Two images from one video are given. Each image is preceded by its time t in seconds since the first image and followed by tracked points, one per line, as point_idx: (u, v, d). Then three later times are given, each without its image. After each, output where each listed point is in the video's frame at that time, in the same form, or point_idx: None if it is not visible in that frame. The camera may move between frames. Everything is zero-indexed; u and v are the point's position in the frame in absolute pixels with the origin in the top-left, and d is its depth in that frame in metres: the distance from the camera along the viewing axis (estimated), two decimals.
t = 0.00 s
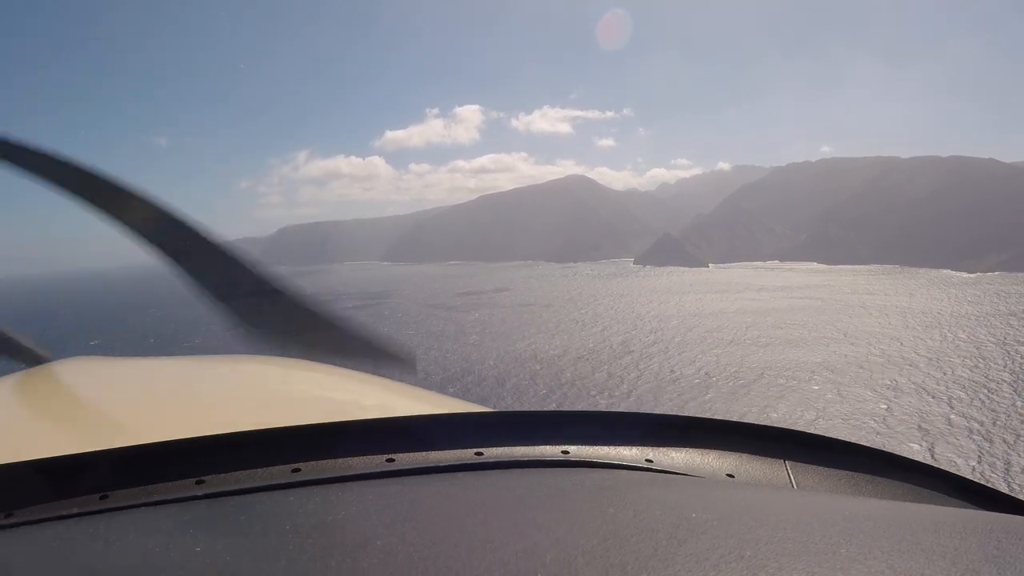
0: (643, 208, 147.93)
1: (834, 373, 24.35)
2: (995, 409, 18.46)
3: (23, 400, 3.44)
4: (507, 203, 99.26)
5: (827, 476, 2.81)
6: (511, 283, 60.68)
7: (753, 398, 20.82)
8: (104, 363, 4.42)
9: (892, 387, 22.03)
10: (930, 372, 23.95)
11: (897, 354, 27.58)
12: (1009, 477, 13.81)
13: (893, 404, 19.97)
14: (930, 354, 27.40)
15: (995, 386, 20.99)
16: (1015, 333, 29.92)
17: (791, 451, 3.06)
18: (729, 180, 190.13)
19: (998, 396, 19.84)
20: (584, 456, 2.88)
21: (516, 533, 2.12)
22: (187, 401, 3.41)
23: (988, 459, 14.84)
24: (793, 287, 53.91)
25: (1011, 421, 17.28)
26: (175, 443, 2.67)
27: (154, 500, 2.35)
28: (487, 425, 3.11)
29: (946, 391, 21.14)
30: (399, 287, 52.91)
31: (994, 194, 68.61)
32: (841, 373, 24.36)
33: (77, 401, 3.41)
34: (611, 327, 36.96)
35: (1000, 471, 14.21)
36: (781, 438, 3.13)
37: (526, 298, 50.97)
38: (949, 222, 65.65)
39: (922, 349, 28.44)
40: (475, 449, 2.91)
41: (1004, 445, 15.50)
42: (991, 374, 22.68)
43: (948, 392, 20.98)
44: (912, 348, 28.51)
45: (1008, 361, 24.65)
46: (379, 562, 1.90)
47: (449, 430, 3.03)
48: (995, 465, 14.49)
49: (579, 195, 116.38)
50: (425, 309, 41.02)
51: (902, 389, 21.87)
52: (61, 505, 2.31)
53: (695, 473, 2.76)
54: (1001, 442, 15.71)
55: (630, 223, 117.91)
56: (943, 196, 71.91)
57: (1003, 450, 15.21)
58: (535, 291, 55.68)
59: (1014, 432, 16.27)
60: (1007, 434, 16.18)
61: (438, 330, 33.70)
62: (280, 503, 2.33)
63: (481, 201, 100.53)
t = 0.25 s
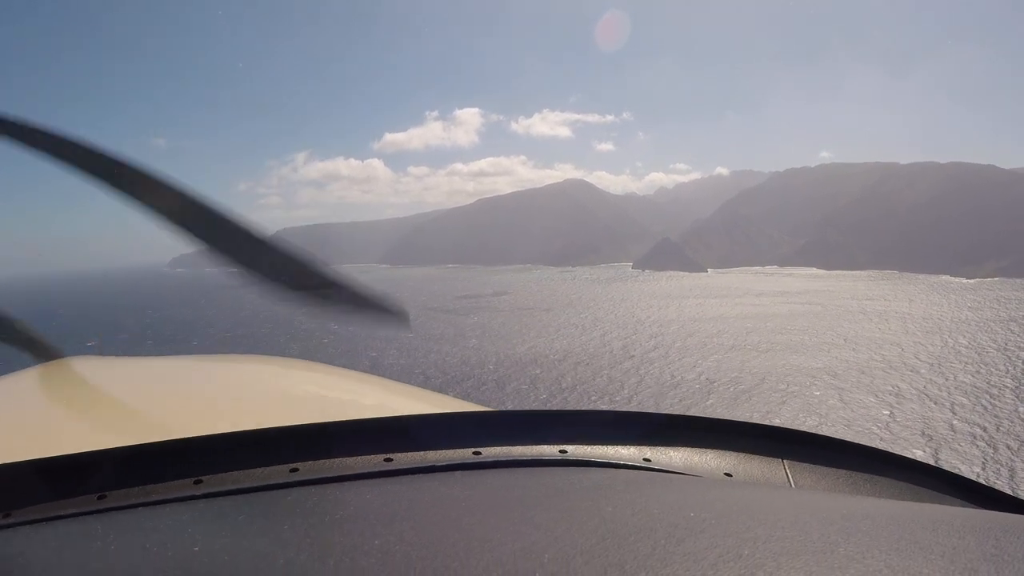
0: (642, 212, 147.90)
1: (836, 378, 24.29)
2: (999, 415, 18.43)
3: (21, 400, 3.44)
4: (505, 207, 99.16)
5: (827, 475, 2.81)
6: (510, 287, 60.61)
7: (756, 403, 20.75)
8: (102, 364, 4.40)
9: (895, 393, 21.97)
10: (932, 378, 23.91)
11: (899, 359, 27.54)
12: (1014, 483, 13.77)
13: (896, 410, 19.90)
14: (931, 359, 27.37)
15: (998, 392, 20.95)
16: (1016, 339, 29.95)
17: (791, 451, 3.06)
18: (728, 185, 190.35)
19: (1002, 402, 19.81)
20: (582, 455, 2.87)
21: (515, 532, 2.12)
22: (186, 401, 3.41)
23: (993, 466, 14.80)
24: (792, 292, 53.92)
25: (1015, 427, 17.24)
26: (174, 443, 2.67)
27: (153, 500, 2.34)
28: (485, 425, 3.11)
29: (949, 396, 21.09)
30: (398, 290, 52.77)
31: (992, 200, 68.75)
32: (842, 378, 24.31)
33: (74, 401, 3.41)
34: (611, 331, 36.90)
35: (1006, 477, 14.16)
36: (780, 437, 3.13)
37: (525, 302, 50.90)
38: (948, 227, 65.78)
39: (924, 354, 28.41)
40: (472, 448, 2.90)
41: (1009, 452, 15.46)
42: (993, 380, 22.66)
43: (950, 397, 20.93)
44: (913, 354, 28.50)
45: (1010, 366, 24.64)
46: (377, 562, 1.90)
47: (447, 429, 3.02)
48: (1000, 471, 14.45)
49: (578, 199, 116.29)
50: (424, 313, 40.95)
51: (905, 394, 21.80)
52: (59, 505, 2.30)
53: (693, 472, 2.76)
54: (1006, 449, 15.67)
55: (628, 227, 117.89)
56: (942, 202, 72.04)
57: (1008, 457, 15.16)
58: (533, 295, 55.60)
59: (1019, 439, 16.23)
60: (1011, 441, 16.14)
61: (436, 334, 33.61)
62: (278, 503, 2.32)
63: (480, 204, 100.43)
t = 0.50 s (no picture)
0: (642, 216, 148.04)
1: (839, 383, 24.22)
2: (1003, 421, 18.38)
3: (19, 399, 3.44)
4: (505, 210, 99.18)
5: (822, 477, 2.82)
6: (509, 291, 60.48)
7: (761, 409, 20.61)
8: (101, 364, 4.41)
9: (899, 399, 21.88)
10: (935, 383, 23.86)
11: (901, 365, 27.47)
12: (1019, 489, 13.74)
13: (901, 416, 19.83)
14: (934, 364, 27.32)
15: (1002, 398, 20.90)
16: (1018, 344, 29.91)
17: (788, 453, 3.06)
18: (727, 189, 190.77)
19: (1007, 408, 19.76)
20: (578, 457, 2.88)
21: (514, 535, 2.11)
22: (185, 402, 3.41)
23: (999, 472, 14.77)
24: (792, 297, 53.91)
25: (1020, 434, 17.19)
26: (171, 444, 2.66)
27: (151, 501, 2.34)
28: (481, 427, 3.12)
29: (952, 401, 21.02)
30: (397, 294, 52.72)
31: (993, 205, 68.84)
32: (845, 383, 24.25)
33: (73, 401, 3.41)
34: (612, 336, 36.86)
35: (1011, 484, 14.10)
36: (776, 438, 3.14)
37: (524, 305, 50.87)
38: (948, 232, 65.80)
39: (926, 359, 28.36)
40: (469, 450, 2.91)
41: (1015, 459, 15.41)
42: (997, 386, 22.61)
43: (955, 403, 20.85)
44: (916, 359, 28.44)
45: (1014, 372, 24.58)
46: (374, 565, 1.89)
47: (444, 431, 3.03)
48: (1006, 478, 14.41)
49: (578, 203, 116.35)
50: (423, 316, 40.88)
51: (909, 400, 21.71)
52: (58, 505, 2.30)
53: (690, 474, 2.76)
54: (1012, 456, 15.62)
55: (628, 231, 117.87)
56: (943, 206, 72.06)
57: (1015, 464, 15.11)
58: (533, 299, 55.56)
59: None
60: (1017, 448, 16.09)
61: (435, 338, 33.55)
62: (275, 505, 2.32)
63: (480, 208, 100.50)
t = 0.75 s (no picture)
0: (642, 219, 148.06)
1: (843, 388, 24.15)
2: (1009, 425, 18.28)
3: (16, 401, 3.42)
4: (505, 213, 99.17)
5: (817, 480, 2.83)
6: (510, 294, 60.41)
7: (767, 413, 20.48)
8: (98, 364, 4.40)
9: (903, 403, 21.80)
10: (938, 387, 23.79)
11: (904, 368, 27.41)
12: None
13: (906, 420, 19.73)
14: (937, 368, 27.28)
15: (1008, 403, 20.78)
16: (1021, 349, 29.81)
17: (784, 456, 3.06)
18: (727, 193, 190.98)
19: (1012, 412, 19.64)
20: (573, 460, 2.88)
21: (507, 537, 2.12)
22: (181, 403, 3.40)
23: (1006, 476, 14.66)
24: (793, 300, 53.86)
25: None
26: (166, 446, 2.65)
27: (145, 502, 2.34)
28: (476, 430, 3.11)
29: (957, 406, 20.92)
30: (397, 297, 52.62)
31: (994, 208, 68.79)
32: (849, 387, 24.17)
33: (69, 403, 3.40)
34: (613, 340, 36.80)
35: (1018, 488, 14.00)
36: (772, 441, 3.15)
37: (525, 309, 50.85)
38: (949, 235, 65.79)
39: (929, 364, 28.28)
40: (464, 452, 2.91)
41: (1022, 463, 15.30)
42: (1001, 390, 22.49)
43: (959, 407, 20.76)
44: (918, 363, 28.36)
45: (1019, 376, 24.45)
46: (367, 567, 1.89)
47: (438, 434, 3.03)
48: (1013, 482, 14.30)
49: (579, 206, 116.37)
50: (423, 319, 40.83)
51: (914, 404, 21.63)
52: (53, 506, 2.30)
53: (685, 477, 2.76)
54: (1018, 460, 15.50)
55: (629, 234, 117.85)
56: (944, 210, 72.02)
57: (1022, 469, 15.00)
58: (534, 302, 55.50)
59: None
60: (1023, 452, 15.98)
61: (436, 341, 33.51)
62: (269, 506, 2.32)
63: (480, 210, 100.44)
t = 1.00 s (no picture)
0: (644, 222, 148.08)
1: (849, 393, 23.95)
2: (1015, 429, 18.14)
3: (14, 401, 3.42)
4: (507, 216, 99.24)
5: (815, 482, 2.83)
6: (511, 296, 60.37)
7: (774, 419, 20.28)
8: (99, 367, 4.40)
9: (909, 407, 21.68)
10: (944, 392, 23.57)
11: (910, 373, 27.22)
12: None
13: (913, 425, 19.50)
14: (943, 373, 27.07)
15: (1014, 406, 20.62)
16: None
17: (782, 459, 3.06)
18: (728, 195, 190.48)
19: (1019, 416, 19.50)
20: (571, 461, 2.88)
21: (504, 540, 2.11)
22: (180, 406, 3.41)
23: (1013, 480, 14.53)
24: (796, 304, 53.81)
25: None
26: (163, 448, 2.65)
27: (142, 505, 2.34)
28: (474, 432, 3.11)
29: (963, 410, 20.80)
30: (399, 299, 52.62)
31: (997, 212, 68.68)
32: (855, 393, 23.99)
33: (67, 404, 3.39)
34: (616, 343, 36.64)
35: None
36: (771, 444, 3.14)
37: (527, 312, 50.84)
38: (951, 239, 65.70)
39: (933, 368, 28.17)
40: (461, 454, 2.91)
41: None
42: (1007, 394, 22.36)
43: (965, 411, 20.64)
44: (923, 368, 28.24)
45: None
46: (362, 569, 1.89)
47: (436, 436, 3.02)
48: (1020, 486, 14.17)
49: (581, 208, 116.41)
50: (425, 321, 40.82)
51: (920, 409, 21.43)
52: (49, 508, 2.30)
53: (683, 479, 2.76)
54: None
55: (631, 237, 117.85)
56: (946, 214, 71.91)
57: None
58: (536, 305, 55.47)
59: None
60: None
61: (437, 343, 33.50)
62: (265, 509, 2.31)
63: (481, 212, 100.25)
